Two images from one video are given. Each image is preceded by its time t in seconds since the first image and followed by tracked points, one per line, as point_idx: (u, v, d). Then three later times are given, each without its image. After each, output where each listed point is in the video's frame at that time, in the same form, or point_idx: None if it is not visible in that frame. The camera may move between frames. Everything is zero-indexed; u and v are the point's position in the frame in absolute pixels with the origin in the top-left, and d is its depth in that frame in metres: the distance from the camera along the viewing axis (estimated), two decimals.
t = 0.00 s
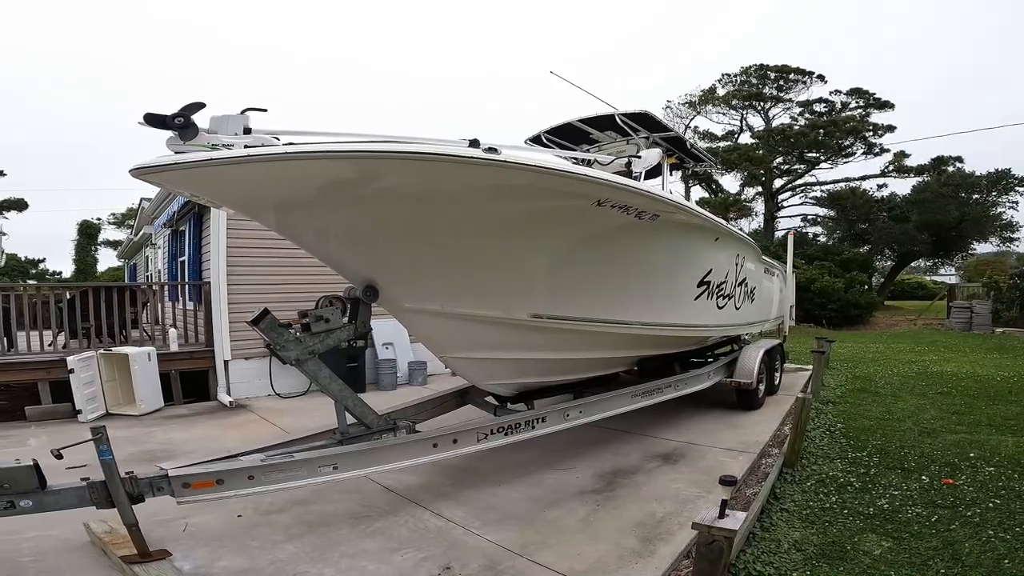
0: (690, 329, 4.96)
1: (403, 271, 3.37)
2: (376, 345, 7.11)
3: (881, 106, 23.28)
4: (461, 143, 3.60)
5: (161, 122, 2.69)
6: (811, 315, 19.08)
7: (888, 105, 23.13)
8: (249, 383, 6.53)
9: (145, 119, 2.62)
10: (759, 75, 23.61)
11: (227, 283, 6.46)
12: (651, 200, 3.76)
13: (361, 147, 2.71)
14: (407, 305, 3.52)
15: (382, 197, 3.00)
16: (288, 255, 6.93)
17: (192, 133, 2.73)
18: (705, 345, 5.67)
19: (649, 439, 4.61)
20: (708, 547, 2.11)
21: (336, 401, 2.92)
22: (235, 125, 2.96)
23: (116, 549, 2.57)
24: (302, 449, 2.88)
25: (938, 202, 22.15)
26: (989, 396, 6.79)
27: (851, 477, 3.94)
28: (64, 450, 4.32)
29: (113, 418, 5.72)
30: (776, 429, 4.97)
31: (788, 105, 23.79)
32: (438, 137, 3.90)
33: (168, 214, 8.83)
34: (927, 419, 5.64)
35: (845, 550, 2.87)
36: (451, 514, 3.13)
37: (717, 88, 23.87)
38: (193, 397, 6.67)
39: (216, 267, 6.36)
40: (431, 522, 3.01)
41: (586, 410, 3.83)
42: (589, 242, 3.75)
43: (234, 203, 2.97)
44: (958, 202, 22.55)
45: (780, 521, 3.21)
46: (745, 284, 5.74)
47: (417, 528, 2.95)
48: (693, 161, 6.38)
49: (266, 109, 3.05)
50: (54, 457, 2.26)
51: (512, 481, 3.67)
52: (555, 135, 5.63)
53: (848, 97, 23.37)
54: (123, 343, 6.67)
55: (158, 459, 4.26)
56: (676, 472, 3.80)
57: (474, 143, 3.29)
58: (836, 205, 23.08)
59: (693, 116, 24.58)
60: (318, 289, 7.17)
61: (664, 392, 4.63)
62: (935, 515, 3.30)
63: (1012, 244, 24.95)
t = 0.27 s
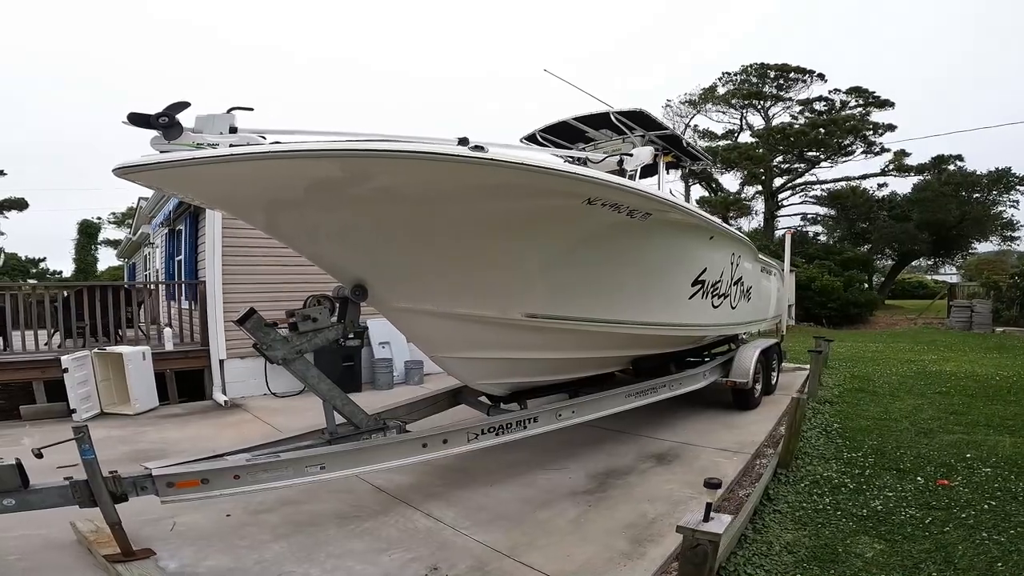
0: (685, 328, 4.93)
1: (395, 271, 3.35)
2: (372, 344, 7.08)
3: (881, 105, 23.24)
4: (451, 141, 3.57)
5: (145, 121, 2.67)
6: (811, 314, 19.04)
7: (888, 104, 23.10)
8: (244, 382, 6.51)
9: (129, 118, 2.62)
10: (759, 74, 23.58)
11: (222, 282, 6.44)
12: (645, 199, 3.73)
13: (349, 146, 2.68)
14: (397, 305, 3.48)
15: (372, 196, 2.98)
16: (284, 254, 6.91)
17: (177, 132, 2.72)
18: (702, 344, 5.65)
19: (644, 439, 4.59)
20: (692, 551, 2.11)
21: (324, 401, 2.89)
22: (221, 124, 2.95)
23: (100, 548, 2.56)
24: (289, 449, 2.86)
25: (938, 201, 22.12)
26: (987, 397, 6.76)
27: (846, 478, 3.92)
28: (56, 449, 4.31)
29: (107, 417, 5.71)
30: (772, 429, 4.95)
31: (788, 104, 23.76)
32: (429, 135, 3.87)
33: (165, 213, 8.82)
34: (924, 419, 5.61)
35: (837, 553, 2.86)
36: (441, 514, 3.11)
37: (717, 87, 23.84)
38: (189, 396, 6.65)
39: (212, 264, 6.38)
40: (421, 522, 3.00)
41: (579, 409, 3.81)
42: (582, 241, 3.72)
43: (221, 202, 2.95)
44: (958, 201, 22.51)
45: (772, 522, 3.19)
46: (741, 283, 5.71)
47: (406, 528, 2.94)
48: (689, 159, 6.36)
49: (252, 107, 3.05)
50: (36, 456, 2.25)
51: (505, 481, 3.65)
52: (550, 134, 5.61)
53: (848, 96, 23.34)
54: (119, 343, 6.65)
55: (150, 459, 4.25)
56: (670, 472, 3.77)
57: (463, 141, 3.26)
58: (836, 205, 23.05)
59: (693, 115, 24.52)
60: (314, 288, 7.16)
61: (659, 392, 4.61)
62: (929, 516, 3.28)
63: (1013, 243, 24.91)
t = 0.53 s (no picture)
0: (679, 327, 4.90)
1: (384, 269, 3.31)
2: (367, 342, 7.02)
3: (881, 104, 23.18)
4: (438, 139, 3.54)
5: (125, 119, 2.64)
6: (810, 313, 19.01)
7: (888, 103, 23.05)
8: (237, 381, 6.49)
9: (109, 116, 2.63)
10: (758, 72, 23.53)
11: (216, 280, 6.42)
12: (637, 197, 3.70)
13: (336, 143, 2.66)
14: (385, 304, 3.45)
15: (360, 194, 2.95)
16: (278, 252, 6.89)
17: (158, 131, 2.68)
18: (696, 343, 5.63)
19: (636, 438, 4.58)
20: (674, 554, 2.08)
21: (310, 400, 2.87)
22: (203, 122, 2.94)
23: (80, 546, 2.56)
24: (275, 448, 2.84)
25: (937, 200, 22.09)
26: (985, 396, 6.73)
27: (839, 478, 3.90)
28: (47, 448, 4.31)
29: (99, 416, 5.69)
30: (766, 428, 4.93)
31: (787, 102, 23.71)
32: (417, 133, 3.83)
33: (160, 211, 8.80)
34: (920, 418, 5.59)
35: (827, 555, 2.83)
36: (428, 515, 3.13)
37: (716, 85, 23.79)
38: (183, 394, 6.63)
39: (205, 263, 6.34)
40: (408, 522, 3.02)
41: (570, 409, 3.79)
42: (573, 239, 3.69)
43: (205, 202, 2.90)
44: (958, 200, 22.46)
45: (763, 524, 3.17)
46: (736, 281, 5.68)
47: (393, 528, 2.96)
48: (685, 157, 6.33)
49: (236, 106, 3.04)
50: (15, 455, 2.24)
51: (495, 482, 3.63)
52: (544, 131, 5.58)
53: (848, 94, 23.29)
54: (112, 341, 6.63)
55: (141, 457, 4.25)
56: (662, 473, 3.76)
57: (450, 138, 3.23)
58: (835, 203, 23.01)
59: (692, 113, 24.47)
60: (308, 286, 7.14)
61: (652, 391, 4.58)
62: (921, 518, 3.26)
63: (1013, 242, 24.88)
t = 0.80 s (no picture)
0: (674, 325, 4.88)
1: (374, 267, 3.29)
2: (363, 341, 7.01)
3: (879, 102, 23.17)
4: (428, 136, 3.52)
5: (109, 116, 2.62)
6: (808, 312, 18.99)
7: (887, 102, 23.04)
8: (231, 379, 6.46)
9: (94, 113, 2.63)
10: (757, 71, 23.52)
11: (210, 279, 6.39)
12: (630, 194, 3.69)
13: (324, 139, 2.64)
14: (376, 302, 3.42)
15: (349, 191, 2.92)
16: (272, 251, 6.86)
17: (142, 129, 2.64)
18: (692, 342, 5.61)
19: (630, 437, 4.57)
20: (660, 556, 2.06)
21: (298, 399, 2.84)
22: (189, 120, 2.93)
23: (63, 545, 2.58)
24: (262, 446, 2.84)
25: (935, 199, 22.09)
26: (982, 395, 6.71)
27: (833, 478, 3.88)
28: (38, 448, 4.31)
29: (92, 415, 5.67)
30: (762, 428, 4.90)
31: (786, 101, 23.69)
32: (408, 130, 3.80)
33: (155, 210, 8.76)
34: (916, 418, 5.57)
35: (819, 556, 2.82)
36: (419, 514, 3.11)
37: (714, 84, 23.77)
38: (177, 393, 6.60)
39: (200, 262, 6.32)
40: (398, 521, 3.01)
41: (563, 408, 3.76)
42: (565, 237, 3.67)
43: (191, 201, 2.86)
44: (957, 198, 22.46)
45: (756, 525, 3.16)
46: (731, 279, 5.66)
47: (382, 527, 2.96)
48: (681, 155, 6.31)
49: (222, 104, 3.03)
50: None
51: (487, 481, 3.61)
52: (539, 129, 5.56)
53: (847, 93, 23.27)
54: (106, 340, 6.61)
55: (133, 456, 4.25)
56: (655, 472, 3.74)
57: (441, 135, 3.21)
58: (834, 202, 23.01)
59: (691, 112, 24.43)
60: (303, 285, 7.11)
61: (647, 390, 4.55)
62: (915, 519, 3.24)
63: (1012, 241, 24.88)
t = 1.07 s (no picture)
0: (668, 324, 4.84)
1: (364, 263, 3.24)
2: (357, 340, 6.97)
3: (876, 101, 23.18)
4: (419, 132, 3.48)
5: (93, 113, 2.63)
6: (805, 311, 19.00)
7: (884, 101, 23.06)
8: (224, 379, 6.42)
9: (78, 110, 2.66)
10: (754, 70, 23.53)
11: (203, 278, 6.35)
12: (623, 191, 3.66)
13: (312, 134, 2.60)
14: (366, 300, 3.38)
15: (338, 187, 2.88)
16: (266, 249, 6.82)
17: (127, 125, 2.63)
18: (687, 340, 5.58)
19: (624, 436, 4.54)
20: (649, 558, 2.04)
21: (286, 397, 2.81)
22: (174, 117, 2.91)
23: (46, 544, 2.58)
24: (249, 445, 2.81)
25: (932, 198, 22.11)
26: (979, 394, 6.69)
27: (828, 477, 3.86)
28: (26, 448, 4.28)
29: (83, 415, 5.63)
30: (757, 427, 4.88)
31: (783, 100, 23.70)
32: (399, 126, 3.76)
33: (149, 208, 8.70)
34: (912, 416, 5.55)
35: (813, 557, 2.79)
36: (409, 513, 3.08)
37: (711, 83, 23.77)
38: (170, 392, 6.56)
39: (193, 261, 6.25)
40: (388, 521, 2.98)
41: (556, 406, 3.73)
42: (558, 234, 3.64)
43: (176, 197, 2.80)
44: (954, 197, 22.48)
45: (749, 525, 3.13)
46: (726, 277, 5.63)
47: (371, 527, 2.93)
48: (676, 153, 6.28)
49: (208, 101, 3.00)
50: None
51: (478, 480, 3.58)
52: (533, 127, 5.53)
53: (844, 92, 23.28)
54: (98, 339, 6.57)
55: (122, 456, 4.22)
56: (648, 471, 3.71)
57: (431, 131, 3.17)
58: (831, 201, 23.01)
59: (689, 111, 24.41)
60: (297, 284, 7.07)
61: (642, 389, 4.52)
62: (910, 519, 3.22)
63: (1009, 240, 24.93)
